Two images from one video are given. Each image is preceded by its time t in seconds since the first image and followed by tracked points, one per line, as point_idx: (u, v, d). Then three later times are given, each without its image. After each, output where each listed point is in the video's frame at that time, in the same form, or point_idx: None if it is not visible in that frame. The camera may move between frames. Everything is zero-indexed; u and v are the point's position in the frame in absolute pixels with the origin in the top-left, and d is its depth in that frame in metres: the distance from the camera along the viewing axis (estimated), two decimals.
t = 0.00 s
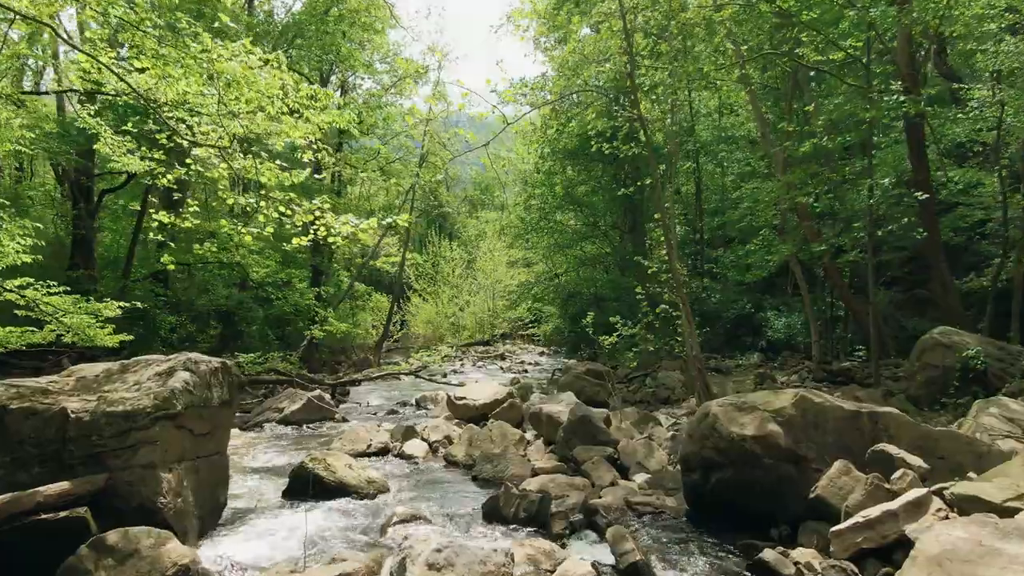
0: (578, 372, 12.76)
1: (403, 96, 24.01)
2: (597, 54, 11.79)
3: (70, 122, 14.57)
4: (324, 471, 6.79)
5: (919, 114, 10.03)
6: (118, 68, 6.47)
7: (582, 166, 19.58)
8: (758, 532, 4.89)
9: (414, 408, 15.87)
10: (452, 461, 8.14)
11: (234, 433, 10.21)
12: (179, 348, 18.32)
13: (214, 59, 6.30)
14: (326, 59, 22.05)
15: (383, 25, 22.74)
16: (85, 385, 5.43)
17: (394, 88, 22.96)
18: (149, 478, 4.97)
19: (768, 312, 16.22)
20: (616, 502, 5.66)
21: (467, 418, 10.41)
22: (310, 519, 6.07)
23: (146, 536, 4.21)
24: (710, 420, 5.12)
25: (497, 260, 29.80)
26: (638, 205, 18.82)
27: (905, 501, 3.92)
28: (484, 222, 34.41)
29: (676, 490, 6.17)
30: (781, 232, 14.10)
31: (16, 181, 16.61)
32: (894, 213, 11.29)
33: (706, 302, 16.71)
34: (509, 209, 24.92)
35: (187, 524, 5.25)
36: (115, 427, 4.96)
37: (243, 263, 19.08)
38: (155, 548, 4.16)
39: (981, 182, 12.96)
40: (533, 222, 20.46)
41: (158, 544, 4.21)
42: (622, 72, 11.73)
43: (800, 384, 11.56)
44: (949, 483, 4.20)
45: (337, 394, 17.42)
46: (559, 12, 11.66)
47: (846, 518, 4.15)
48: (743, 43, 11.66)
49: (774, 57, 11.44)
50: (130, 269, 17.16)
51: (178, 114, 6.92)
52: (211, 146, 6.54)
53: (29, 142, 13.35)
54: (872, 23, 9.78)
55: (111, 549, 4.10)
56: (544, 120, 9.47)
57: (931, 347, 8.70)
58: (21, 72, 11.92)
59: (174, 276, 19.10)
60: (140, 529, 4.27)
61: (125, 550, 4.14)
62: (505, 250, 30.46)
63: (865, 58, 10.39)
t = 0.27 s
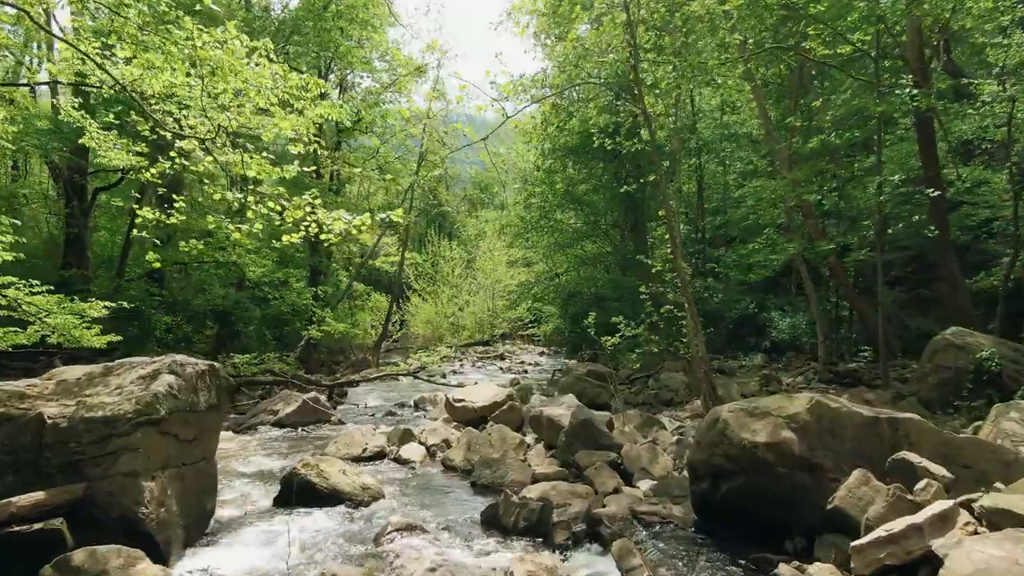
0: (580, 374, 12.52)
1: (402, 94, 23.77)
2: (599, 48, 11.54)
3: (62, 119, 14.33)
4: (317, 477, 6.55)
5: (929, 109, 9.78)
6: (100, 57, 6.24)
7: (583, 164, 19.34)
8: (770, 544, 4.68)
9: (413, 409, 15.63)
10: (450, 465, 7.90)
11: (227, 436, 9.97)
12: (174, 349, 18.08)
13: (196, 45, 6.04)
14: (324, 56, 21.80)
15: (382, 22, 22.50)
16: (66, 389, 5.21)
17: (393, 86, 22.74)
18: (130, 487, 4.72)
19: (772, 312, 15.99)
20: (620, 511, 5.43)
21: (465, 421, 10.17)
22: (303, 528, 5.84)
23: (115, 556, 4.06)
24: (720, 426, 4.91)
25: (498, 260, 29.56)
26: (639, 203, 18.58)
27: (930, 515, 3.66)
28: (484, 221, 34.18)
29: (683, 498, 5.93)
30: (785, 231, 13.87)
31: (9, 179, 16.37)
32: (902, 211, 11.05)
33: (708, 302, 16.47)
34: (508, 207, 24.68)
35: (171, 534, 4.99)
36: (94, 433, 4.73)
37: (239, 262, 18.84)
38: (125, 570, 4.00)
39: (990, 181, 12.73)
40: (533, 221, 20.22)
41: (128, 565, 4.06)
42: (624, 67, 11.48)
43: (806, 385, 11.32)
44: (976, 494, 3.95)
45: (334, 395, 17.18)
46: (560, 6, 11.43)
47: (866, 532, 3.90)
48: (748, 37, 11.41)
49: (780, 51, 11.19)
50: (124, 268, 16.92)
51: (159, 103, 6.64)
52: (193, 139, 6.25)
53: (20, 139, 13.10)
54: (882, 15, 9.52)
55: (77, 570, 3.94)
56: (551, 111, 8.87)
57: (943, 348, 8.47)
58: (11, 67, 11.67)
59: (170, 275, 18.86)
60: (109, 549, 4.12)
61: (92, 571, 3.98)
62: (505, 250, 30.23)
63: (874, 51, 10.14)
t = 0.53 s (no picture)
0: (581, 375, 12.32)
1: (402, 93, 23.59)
2: (601, 43, 11.33)
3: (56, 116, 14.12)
4: (311, 483, 6.34)
5: (939, 104, 9.57)
6: (84, 47, 6.03)
7: (585, 162, 19.13)
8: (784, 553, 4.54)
9: (412, 411, 15.42)
10: (448, 470, 7.69)
11: (222, 439, 9.78)
12: (171, 349, 17.88)
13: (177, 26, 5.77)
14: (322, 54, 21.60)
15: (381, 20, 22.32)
16: (49, 393, 5.01)
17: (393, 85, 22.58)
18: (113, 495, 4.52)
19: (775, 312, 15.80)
20: (626, 520, 5.24)
21: (465, 424, 9.97)
22: (297, 535, 5.65)
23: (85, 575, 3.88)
24: (731, 432, 4.76)
25: (498, 259, 29.40)
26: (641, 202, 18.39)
27: (957, 527, 3.45)
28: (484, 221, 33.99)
29: (690, 505, 5.74)
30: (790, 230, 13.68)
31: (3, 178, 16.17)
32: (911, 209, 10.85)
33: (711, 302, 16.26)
34: (509, 207, 24.50)
35: (157, 544, 4.78)
36: (76, 438, 4.53)
37: (236, 262, 18.64)
38: None
39: (998, 179, 12.56)
40: (534, 220, 20.03)
41: None
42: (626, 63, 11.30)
43: (812, 387, 11.12)
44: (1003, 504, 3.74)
45: (333, 396, 16.99)
46: None
47: (888, 545, 3.69)
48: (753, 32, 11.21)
49: (786, 45, 10.97)
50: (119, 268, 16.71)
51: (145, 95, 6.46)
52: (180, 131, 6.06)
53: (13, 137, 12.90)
54: (891, 8, 9.32)
55: None
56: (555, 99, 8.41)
57: (956, 349, 8.29)
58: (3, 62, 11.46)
59: (167, 275, 18.67)
60: (80, 567, 3.94)
61: None
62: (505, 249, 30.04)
63: (883, 45, 9.92)
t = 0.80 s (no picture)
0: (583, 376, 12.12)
1: (401, 92, 23.40)
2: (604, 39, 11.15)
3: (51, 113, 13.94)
4: (306, 489, 6.13)
5: (950, 99, 9.37)
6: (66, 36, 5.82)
7: (586, 161, 18.94)
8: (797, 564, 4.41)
9: (412, 412, 15.22)
10: (448, 474, 7.50)
11: (218, 441, 9.59)
12: (168, 349, 17.69)
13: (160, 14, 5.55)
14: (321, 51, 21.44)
15: (381, 18, 22.13)
16: (32, 395, 4.82)
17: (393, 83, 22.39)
18: (97, 503, 4.32)
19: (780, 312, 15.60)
20: (632, 528, 5.05)
21: (465, 426, 9.77)
22: (292, 543, 5.48)
23: None
24: (743, 437, 4.59)
25: (498, 259, 29.20)
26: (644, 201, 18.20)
27: (987, 541, 3.25)
28: (484, 220, 33.83)
29: (699, 512, 5.55)
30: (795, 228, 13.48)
31: None
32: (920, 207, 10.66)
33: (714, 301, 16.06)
34: (509, 206, 24.34)
35: (144, 553, 4.58)
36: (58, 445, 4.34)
37: (234, 261, 18.44)
38: None
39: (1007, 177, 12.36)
40: (535, 219, 19.82)
41: None
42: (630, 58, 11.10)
43: (819, 388, 10.93)
44: None
45: (331, 397, 16.79)
46: None
47: (912, 559, 3.50)
48: (757, 28, 11.01)
49: (792, 40, 10.77)
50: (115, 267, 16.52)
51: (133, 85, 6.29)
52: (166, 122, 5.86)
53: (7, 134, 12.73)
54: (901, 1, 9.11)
55: None
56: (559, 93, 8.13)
57: (969, 350, 8.10)
58: None
59: (164, 274, 18.50)
60: None
61: None
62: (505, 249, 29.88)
63: (892, 39, 9.71)
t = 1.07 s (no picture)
0: (586, 378, 11.88)
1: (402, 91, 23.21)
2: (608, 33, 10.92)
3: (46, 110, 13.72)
4: (300, 496, 5.90)
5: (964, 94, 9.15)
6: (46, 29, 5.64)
7: (588, 159, 18.72)
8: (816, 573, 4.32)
9: (412, 414, 15.01)
10: (449, 479, 7.28)
11: (213, 444, 9.37)
12: (165, 350, 17.47)
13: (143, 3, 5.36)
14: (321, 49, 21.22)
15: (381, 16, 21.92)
16: (12, 402, 4.59)
17: (393, 81, 22.17)
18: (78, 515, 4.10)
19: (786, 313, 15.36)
20: (641, 540, 4.84)
21: (466, 429, 9.54)
22: (286, 553, 5.26)
23: None
24: (760, 444, 4.43)
25: (499, 259, 28.94)
26: (647, 199, 17.96)
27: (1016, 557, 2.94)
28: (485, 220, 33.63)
29: (710, 521, 5.33)
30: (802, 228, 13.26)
31: None
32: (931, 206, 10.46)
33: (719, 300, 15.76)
34: (511, 205, 24.12)
35: (130, 566, 4.36)
36: (37, 453, 4.12)
37: (232, 260, 18.22)
38: None
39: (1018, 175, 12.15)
40: (537, 219, 19.61)
41: None
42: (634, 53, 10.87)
43: (828, 390, 10.73)
44: None
45: (331, 399, 16.58)
46: None
47: None
48: (765, 22, 10.78)
49: (800, 35, 10.54)
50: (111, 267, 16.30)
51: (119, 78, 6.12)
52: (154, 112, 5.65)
53: None
54: None
55: None
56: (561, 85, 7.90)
57: (983, 353, 7.86)
58: None
59: (162, 274, 18.29)
60: None
61: None
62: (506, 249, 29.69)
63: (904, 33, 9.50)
